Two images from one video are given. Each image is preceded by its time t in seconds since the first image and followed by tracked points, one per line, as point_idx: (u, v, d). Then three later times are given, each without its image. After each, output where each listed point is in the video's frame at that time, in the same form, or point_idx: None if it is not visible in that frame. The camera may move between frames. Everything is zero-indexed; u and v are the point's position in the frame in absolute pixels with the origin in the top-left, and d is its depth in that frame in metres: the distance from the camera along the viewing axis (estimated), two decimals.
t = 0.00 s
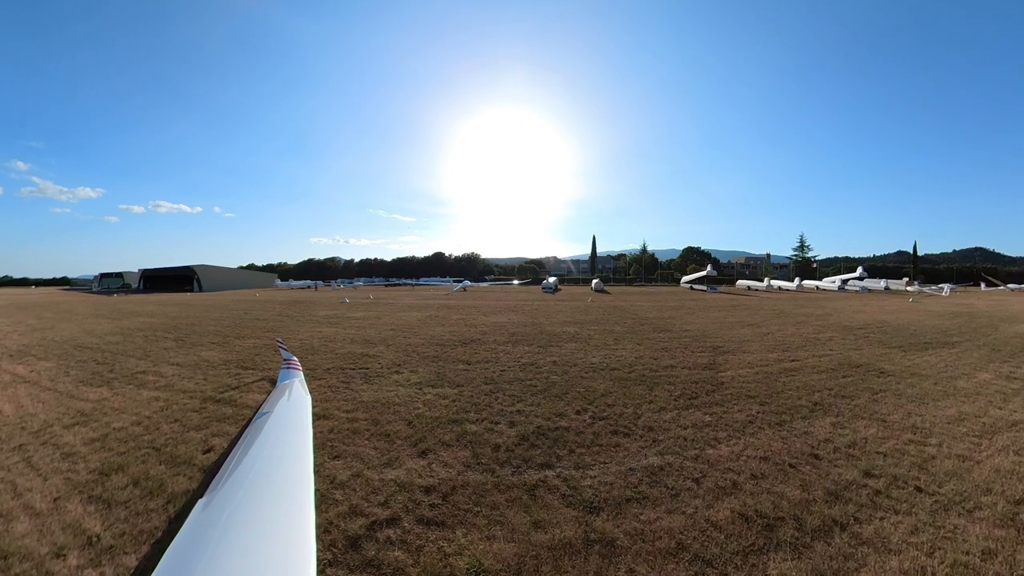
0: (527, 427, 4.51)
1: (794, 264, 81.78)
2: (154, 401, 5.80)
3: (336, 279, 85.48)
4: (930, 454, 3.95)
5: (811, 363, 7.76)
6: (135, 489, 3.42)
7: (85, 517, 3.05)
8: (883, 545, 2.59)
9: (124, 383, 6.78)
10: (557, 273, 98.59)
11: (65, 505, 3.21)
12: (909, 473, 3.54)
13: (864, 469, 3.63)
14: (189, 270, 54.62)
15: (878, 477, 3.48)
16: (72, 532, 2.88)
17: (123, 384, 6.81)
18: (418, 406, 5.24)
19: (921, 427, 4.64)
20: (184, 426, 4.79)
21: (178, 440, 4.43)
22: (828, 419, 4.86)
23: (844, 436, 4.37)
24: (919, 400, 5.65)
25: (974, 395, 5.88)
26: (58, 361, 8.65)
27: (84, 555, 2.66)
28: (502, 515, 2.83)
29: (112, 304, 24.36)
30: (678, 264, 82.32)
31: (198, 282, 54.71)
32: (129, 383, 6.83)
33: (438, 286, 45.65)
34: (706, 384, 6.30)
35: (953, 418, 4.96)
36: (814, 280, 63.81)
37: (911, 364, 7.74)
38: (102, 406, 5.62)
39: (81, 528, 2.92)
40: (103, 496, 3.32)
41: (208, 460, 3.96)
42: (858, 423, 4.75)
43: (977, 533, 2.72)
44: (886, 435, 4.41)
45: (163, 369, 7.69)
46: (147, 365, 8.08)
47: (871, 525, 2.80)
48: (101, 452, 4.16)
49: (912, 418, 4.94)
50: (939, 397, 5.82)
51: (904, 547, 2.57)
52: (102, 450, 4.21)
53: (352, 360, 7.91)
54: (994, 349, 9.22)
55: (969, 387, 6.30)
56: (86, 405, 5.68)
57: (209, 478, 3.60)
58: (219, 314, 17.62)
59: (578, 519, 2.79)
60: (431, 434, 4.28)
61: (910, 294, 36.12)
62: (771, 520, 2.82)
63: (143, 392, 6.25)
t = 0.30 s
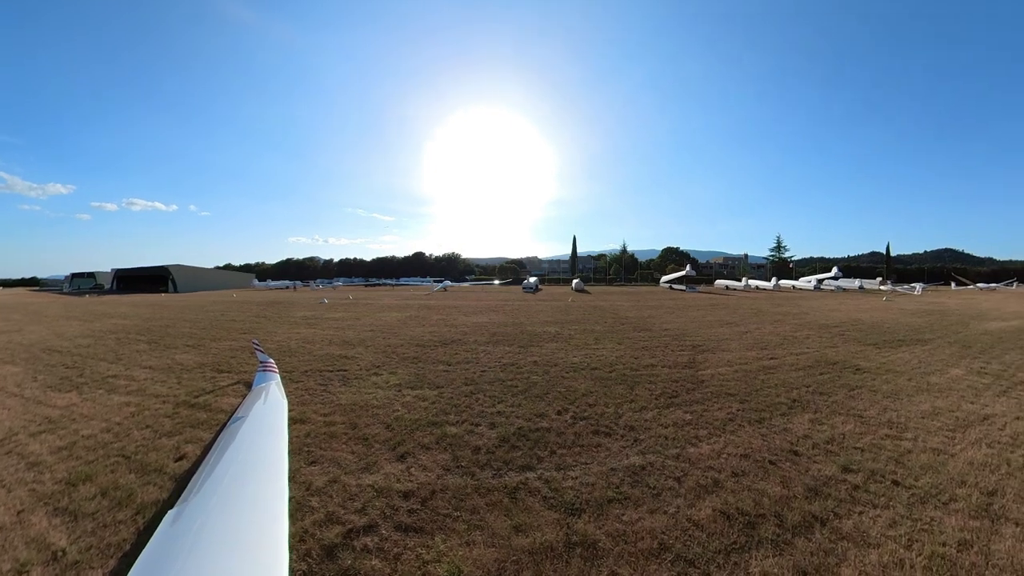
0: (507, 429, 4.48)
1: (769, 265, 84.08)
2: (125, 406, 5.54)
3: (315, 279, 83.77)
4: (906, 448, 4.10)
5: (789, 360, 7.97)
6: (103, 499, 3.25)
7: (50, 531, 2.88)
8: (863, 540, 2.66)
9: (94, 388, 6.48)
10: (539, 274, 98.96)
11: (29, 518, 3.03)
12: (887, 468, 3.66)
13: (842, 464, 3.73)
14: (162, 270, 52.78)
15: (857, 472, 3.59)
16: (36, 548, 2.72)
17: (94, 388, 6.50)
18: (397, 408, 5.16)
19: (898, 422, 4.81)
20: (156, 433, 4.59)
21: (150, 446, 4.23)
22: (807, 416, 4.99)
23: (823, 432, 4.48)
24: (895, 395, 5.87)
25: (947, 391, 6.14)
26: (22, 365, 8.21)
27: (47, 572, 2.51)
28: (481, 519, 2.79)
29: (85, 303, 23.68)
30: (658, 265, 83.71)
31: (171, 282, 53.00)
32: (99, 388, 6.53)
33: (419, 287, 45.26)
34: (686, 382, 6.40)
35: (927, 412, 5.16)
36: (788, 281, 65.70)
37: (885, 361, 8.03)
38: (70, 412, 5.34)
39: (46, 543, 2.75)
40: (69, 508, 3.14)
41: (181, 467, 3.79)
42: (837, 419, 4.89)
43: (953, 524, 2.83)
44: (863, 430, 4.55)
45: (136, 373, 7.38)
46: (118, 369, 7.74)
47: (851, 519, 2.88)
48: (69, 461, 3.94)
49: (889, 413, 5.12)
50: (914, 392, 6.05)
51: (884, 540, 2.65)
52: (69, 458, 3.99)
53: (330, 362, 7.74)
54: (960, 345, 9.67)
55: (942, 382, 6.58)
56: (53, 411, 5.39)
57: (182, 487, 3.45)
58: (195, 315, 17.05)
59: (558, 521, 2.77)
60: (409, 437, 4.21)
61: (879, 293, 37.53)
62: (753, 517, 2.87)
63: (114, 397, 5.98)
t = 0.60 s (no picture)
0: (489, 432, 4.45)
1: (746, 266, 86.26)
2: (95, 413, 5.28)
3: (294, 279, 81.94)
4: (886, 444, 4.24)
5: (769, 359, 8.16)
6: (69, 513, 3.06)
7: (10, 549, 2.69)
8: (847, 537, 2.73)
9: (61, 394, 6.16)
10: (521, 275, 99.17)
11: None
12: (868, 464, 3.77)
13: (825, 462, 3.83)
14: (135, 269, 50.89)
15: (839, 469, 3.68)
16: None
17: (62, 394, 6.18)
18: (376, 412, 5.05)
19: (877, 419, 4.98)
20: (126, 441, 4.37)
21: (120, 455, 4.03)
22: (789, 414, 5.11)
23: (804, 430, 4.59)
24: (873, 392, 6.07)
25: (923, 387, 6.41)
26: None
27: None
28: (463, 527, 2.75)
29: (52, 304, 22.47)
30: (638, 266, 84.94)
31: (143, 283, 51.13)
32: (68, 393, 6.21)
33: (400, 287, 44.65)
34: (669, 382, 6.48)
35: (905, 409, 5.36)
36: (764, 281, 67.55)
37: (863, 359, 8.31)
38: (36, 420, 5.06)
39: (6, 563, 2.57)
40: (32, 524, 2.95)
41: (152, 477, 3.61)
42: (818, 417, 5.02)
43: (934, 519, 2.94)
44: (844, 428, 4.68)
45: (107, 378, 7.04)
46: (88, 373, 7.39)
47: (834, 517, 2.95)
48: (33, 472, 3.71)
49: (868, 410, 5.29)
50: (892, 389, 6.28)
51: (867, 537, 2.72)
52: (34, 470, 3.76)
53: (307, 365, 7.55)
54: (933, 343, 10.09)
55: (919, 379, 6.88)
56: (17, 419, 5.10)
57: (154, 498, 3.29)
58: (172, 317, 16.43)
59: (542, 527, 2.76)
60: (389, 442, 4.13)
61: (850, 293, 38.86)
62: (739, 518, 2.91)
63: (84, 403, 5.69)
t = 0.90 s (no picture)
0: (474, 436, 4.41)
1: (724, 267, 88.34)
2: (64, 421, 5.01)
3: (275, 278, 80.42)
4: (871, 441, 4.37)
5: (752, 358, 8.34)
6: (31, 532, 2.87)
7: None
8: (837, 536, 2.79)
9: (28, 401, 5.84)
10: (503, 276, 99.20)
11: None
12: (855, 462, 3.88)
13: (812, 460, 3.92)
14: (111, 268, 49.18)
15: (827, 468, 3.77)
16: None
17: (29, 401, 5.85)
18: (358, 417, 4.95)
19: (861, 416, 5.13)
20: (95, 451, 4.15)
21: (89, 467, 3.81)
22: (775, 413, 5.22)
23: (790, 429, 4.70)
24: (856, 390, 6.27)
25: (905, 384, 6.65)
26: None
27: None
28: (448, 538, 2.71)
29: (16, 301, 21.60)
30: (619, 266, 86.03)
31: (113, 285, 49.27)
32: (36, 400, 5.89)
33: (383, 287, 44.15)
34: (654, 382, 6.56)
35: (889, 406, 5.55)
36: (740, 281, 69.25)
37: (845, 357, 8.58)
38: None
39: None
40: None
41: (122, 490, 3.43)
42: (803, 416, 5.14)
43: (922, 515, 3.04)
44: (829, 425, 4.81)
45: (78, 383, 6.70)
46: (57, 378, 7.02)
47: (824, 516, 3.01)
48: None
49: (852, 408, 5.45)
50: (874, 386, 6.50)
51: (858, 535, 2.79)
52: None
53: (286, 368, 7.34)
54: (912, 341, 10.52)
55: (900, 376, 7.13)
56: None
57: (124, 513, 3.12)
58: (148, 318, 15.82)
59: (531, 536, 2.73)
60: (370, 449, 4.05)
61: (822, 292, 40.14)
62: (730, 520, 2.94)
63: (52, 411, 5.39)
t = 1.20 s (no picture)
0: (460, 439, 4.36)
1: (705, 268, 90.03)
2: (32, 428, 4.76)
3: (255, 278, 78.79)
4: (856, 437, 4.48)
5: (736, 356, 8.49)
6: None
7: None
8: (828, 532, 2.83)
9: None
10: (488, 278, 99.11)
11: None
12: (842, 458, 3.96)
13: (800, 457, 3.99)
14: (86, 269, 47.53)
15: (815, 464, 3.85)
16: None
17: None
18: (340, 421, 4.84)
19: (846, 413, 5.26)
20: (66, 460, 3.95)
21: (58, 477, 3.62)
22: (762, 411, 5.31)
23: (777, 426, 4.78)
24: (840, 387, 6.42)
25: (887, 380, 6.85)
26: None
27: None
28: (435, 548, 2.65)
29: None
30: (603, 267, 86.90)
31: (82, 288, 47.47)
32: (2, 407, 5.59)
33: (365, 288, 43.47)
34: (640, 381, 6.61)
35: (872, 402, 5.70)
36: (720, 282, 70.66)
37: (827, 355, 8.79)
38: None
39: None
40: None
41: (93, 502, 3.26)
42: (789, 413, 5.24)
43: (910, 508, 3.13)
44: (815, 422, 4.92)
45: (49, 388, 6.40)
46: (25, 383, 6.69)
47: (814, 513, 3.06)
48: None
49: (836, 404, 5.58)
50: (858, 383, 6.67)
51: (848, 531, 2.84)
52: None
53: (266, 371, 7.14)
54: (891, 339, 10.86)
55: (881, 373, 7.34)
56: None
57: (94, 526, 2.97)
58: (123, 320, 15.27)
59: (521, 543, 2.70)
60: (353, 454, 3.96)
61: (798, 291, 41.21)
62: (721, 520, 2.96)
63: (20, 418, 5.13)
